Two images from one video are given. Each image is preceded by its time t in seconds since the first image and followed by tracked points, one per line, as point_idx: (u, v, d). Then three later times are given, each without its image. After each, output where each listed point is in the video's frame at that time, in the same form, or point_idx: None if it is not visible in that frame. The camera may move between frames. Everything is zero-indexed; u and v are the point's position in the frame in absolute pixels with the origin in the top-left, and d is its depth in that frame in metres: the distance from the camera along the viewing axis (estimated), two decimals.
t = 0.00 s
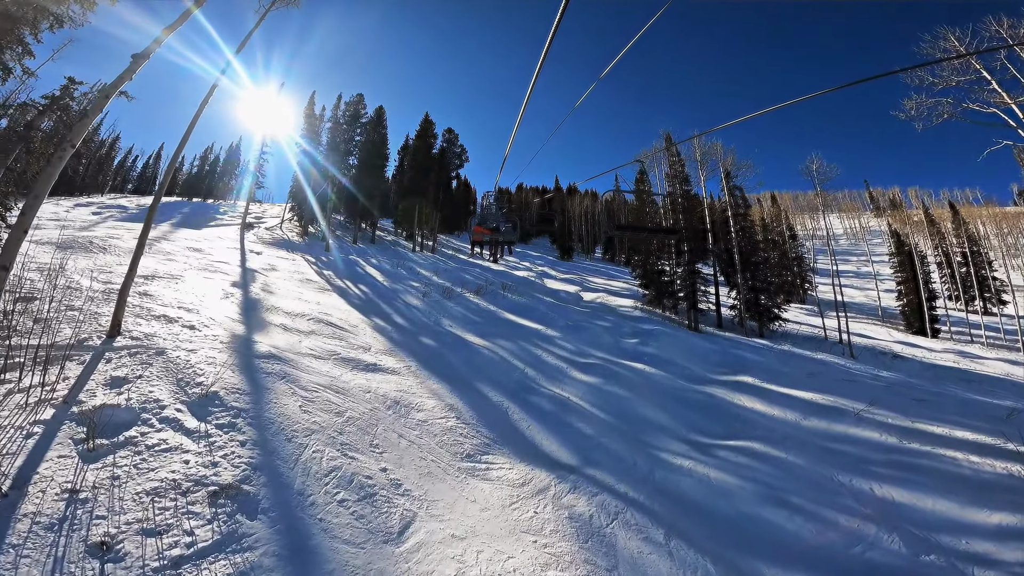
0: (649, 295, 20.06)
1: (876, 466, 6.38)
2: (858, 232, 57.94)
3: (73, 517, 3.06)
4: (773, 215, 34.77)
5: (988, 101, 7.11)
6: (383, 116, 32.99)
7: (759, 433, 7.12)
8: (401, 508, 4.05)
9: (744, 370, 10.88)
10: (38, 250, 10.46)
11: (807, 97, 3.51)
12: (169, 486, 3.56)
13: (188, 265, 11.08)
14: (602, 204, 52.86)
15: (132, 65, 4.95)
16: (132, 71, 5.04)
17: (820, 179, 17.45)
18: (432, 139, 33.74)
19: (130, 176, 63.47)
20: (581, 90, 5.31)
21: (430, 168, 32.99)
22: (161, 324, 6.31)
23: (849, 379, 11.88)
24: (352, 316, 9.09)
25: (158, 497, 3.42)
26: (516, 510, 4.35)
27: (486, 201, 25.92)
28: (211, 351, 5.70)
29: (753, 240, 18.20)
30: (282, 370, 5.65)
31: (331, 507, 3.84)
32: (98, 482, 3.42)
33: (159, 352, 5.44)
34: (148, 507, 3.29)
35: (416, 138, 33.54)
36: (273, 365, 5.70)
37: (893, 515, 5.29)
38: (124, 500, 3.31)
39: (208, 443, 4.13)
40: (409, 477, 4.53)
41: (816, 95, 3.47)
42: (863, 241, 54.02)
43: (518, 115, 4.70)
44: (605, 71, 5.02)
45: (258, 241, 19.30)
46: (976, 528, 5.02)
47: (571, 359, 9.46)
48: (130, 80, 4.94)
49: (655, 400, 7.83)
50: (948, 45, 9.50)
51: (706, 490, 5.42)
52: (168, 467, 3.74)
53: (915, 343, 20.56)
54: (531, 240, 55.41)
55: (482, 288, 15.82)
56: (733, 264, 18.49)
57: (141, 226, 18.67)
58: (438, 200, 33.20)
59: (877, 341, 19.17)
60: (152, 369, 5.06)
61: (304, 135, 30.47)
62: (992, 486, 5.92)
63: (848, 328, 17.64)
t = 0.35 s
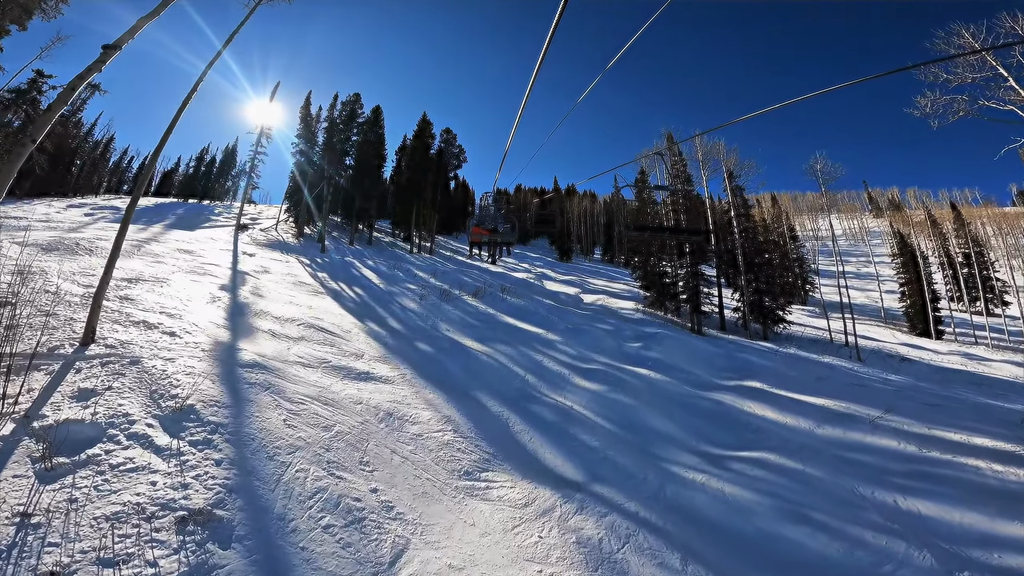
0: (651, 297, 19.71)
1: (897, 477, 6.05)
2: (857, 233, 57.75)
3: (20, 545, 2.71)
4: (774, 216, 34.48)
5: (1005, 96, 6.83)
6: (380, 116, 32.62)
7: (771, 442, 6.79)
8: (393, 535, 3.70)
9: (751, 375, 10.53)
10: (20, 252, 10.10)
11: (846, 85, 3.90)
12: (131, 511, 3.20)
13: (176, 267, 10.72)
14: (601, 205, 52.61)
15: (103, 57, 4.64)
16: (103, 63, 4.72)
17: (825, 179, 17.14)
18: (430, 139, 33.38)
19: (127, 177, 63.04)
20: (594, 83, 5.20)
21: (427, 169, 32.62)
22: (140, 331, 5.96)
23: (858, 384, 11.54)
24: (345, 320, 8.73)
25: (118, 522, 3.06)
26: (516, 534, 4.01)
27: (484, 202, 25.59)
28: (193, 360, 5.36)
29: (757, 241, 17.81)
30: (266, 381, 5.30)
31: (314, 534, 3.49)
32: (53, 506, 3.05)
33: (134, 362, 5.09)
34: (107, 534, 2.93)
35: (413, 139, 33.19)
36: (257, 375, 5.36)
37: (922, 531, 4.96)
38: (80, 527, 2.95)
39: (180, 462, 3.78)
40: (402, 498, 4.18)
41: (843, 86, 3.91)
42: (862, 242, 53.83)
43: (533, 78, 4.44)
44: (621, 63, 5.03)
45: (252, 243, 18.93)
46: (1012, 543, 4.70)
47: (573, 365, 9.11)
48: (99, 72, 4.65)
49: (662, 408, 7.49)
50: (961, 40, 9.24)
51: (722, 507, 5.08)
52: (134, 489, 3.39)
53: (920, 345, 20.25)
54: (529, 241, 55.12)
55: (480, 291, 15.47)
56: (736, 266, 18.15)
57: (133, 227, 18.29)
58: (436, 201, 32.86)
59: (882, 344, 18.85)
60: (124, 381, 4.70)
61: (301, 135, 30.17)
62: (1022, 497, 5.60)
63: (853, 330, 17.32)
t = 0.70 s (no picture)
0: (656, 297, 19.32)
1: (927, 487, 5.70)
2: (862, 232, 57.32)
3: None
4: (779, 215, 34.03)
5: None
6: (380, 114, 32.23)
7: (791, 452, 6.44)
8: (388, 563, 3.35)
9: (763, 380, 10.16)
10: (7, 254, 9.78)
11: (867, 77, 3.46)
12: (94, 537, 2.85)
13: (169, 269, 10.39)
14: (603, 205, 52.24)
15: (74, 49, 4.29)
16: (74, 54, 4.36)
17: (835, 177, 16.73)
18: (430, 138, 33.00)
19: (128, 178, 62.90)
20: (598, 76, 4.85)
21: (428, 168, 32.25)
22: (121, 338, 5.63)
23: (873, 387, 11.16)
24: (342, 324, 8.38)
25: (78, 551, 2.71)
26: (523, 561, 3.67)
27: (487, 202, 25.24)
28: (176, 370, 5.03)
29: (766, 239, 17.40)
30: (254, 393, 4.97)
31: (301, 562, 3.14)
32: (5, 532, 2.71)
33: (112, 372, 4.76)
34: (64, 564, 2.59)
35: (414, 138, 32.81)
36: (243, 386, 5.03)
37: (961, 547, 4.60)
38: (34, 556, 2.61)
39: (153, 482, 3.44)
40: (398, 520, 3.84)
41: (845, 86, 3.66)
42: (867, 241, 53.42)
43: (535, 77, 3.87)
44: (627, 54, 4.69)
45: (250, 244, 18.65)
46: None
47: (580, 370, 8.77)
48: (71, 64, 4.30)
49: (674, 416, 7.15)
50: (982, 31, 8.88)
51: (744, 524, 4.74)
52: (100, 513, 3.05)
53: (931, 346, 19.83)
54: (531, 241, 54.78)
55: (481, 292, 15.13)
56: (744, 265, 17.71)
57: (129, 229, 17.98)
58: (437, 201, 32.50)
59: (893, 345, 18.47)
60: (98, 392, 4.37)
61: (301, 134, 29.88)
62: None
63: (864, 331, 16.95)
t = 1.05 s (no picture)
0: (663, 297, 18.84)
1: (961, 497, 5.34)
2: (868, 230, 56.69)
3: None
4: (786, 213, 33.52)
5: None
6: (382, 112, 31.85)
7: (814, 462, 6.08)
8: None
9: (778, 383, 9.77)
10: None
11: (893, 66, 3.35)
12: (51, 566, 2.53)
13: (162, 270, 10.06)
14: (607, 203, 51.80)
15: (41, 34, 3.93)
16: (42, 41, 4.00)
17: (847, 174, 16.32)
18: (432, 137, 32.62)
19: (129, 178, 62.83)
20: (611, 65, 4.57)
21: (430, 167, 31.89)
22: (102, 344, 5.30)
23: (892, 391, 10.75)
24: (338, 327, 8.02)
25: None
26: None
27: (489, 200, 24.84)
28: (158, 380, 4.69)
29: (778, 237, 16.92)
30: (240, 405, 4.66)
31: None
32: None
33: (88, 382, 4.43)
34: None
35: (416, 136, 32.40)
36: (229, 397, 4.72)
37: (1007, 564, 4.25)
38: None
39: (122, 504, 3.10)
40: (395, 545, 3.50)
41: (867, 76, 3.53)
42: (874, 240, 52.81)
43: (549, 47, 3.52)
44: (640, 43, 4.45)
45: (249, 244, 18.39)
46: None
47: (587, 374, 8.41)
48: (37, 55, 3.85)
49: (688, 425, 6.81)
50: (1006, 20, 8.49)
51: (770, 541, 4.40)
52: (60, 538, 2.72)
53: (945, 346, 19.36)
54: (534, 239, 54.40)
55: (484, 292, 14.76)
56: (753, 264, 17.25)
57: (126, 229, 17.69)
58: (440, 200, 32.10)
59: (907, 345, 18.01)
60: (70, 405, 4.04)
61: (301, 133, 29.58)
62: None
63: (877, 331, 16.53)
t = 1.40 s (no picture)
0: (669, 297, 18.41)
1: (997, 508, 5.00)
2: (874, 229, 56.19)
3: None
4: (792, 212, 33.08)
5: None
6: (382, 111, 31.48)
7: (838, 474, 5.75)
8: None
9: (792, 387, 9.41)
10: None
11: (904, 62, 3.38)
12: None
13: (154, 272, 9.75)
14: (609, 202, 51.36)
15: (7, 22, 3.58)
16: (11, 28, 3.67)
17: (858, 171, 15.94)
18: (434, 135, 32.24)
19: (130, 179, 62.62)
20: (620, 58, 4.32)
21: (432, 166, 31.53)
22: (80, 351, 4.97)
23: (909, 394, 10.39)
24: (334, 330, 7.66)
25: None
26: None
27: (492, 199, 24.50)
28: (136, 392, 4.37)
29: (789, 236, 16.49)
30: (223, 418, 4.34)
31: None
32: None
33: (58, 394, 4.10)
34: None
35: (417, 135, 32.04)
36: (211, 411, 4.40)
37: None
38: None
39: (83, 529, 2.77)
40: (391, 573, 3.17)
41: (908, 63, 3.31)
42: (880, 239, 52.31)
43: (555, 33, 3.17)
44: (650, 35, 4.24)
45: (248, 244, 18.10)
46: None
47: (595, 379, 8.06)
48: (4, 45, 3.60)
49: (702, 434, 6.48)
50: None
51: (799, 560, 4.07)
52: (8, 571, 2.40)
53: (958, 346, 18.95)
54: (535, 239, 54.05)
55: (487, 293, 14.42)
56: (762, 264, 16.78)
57: (122, 230, 17.40)
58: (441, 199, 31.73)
59: (920, 346, 17.59)
60: (36, 418, 3.71)
61: (301, 132, 29.27)
62: None
63: (888, 331, 16.17)
